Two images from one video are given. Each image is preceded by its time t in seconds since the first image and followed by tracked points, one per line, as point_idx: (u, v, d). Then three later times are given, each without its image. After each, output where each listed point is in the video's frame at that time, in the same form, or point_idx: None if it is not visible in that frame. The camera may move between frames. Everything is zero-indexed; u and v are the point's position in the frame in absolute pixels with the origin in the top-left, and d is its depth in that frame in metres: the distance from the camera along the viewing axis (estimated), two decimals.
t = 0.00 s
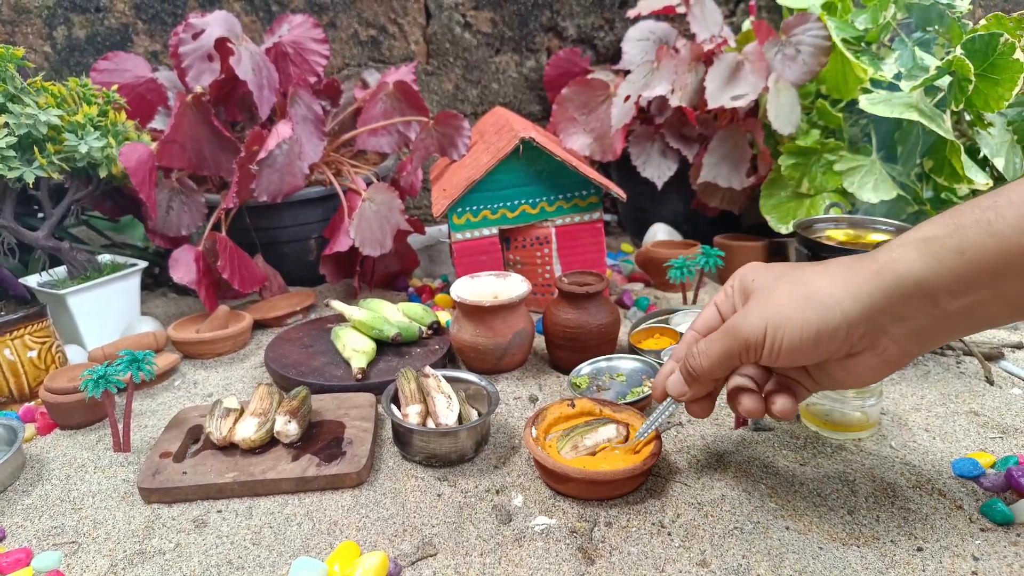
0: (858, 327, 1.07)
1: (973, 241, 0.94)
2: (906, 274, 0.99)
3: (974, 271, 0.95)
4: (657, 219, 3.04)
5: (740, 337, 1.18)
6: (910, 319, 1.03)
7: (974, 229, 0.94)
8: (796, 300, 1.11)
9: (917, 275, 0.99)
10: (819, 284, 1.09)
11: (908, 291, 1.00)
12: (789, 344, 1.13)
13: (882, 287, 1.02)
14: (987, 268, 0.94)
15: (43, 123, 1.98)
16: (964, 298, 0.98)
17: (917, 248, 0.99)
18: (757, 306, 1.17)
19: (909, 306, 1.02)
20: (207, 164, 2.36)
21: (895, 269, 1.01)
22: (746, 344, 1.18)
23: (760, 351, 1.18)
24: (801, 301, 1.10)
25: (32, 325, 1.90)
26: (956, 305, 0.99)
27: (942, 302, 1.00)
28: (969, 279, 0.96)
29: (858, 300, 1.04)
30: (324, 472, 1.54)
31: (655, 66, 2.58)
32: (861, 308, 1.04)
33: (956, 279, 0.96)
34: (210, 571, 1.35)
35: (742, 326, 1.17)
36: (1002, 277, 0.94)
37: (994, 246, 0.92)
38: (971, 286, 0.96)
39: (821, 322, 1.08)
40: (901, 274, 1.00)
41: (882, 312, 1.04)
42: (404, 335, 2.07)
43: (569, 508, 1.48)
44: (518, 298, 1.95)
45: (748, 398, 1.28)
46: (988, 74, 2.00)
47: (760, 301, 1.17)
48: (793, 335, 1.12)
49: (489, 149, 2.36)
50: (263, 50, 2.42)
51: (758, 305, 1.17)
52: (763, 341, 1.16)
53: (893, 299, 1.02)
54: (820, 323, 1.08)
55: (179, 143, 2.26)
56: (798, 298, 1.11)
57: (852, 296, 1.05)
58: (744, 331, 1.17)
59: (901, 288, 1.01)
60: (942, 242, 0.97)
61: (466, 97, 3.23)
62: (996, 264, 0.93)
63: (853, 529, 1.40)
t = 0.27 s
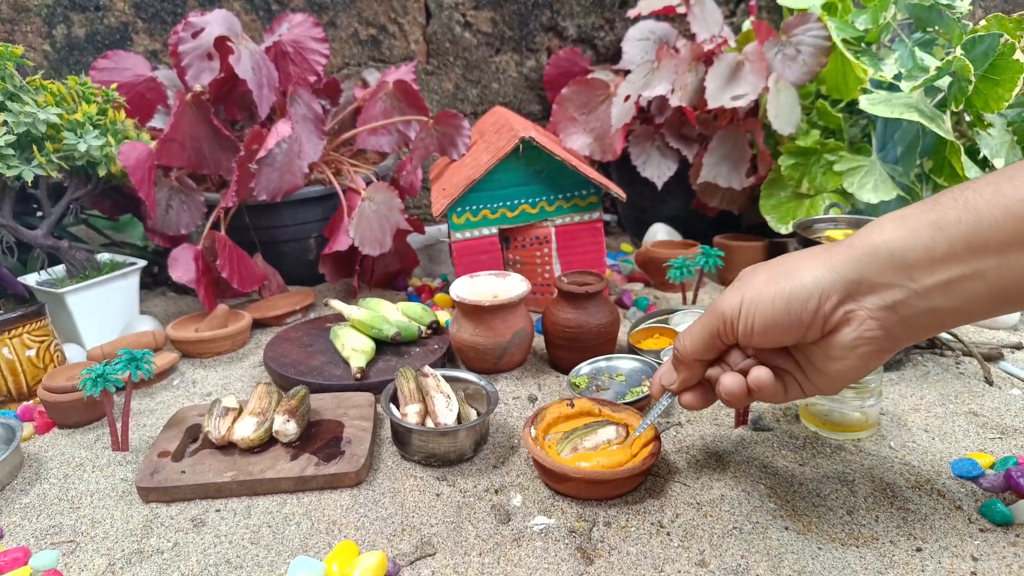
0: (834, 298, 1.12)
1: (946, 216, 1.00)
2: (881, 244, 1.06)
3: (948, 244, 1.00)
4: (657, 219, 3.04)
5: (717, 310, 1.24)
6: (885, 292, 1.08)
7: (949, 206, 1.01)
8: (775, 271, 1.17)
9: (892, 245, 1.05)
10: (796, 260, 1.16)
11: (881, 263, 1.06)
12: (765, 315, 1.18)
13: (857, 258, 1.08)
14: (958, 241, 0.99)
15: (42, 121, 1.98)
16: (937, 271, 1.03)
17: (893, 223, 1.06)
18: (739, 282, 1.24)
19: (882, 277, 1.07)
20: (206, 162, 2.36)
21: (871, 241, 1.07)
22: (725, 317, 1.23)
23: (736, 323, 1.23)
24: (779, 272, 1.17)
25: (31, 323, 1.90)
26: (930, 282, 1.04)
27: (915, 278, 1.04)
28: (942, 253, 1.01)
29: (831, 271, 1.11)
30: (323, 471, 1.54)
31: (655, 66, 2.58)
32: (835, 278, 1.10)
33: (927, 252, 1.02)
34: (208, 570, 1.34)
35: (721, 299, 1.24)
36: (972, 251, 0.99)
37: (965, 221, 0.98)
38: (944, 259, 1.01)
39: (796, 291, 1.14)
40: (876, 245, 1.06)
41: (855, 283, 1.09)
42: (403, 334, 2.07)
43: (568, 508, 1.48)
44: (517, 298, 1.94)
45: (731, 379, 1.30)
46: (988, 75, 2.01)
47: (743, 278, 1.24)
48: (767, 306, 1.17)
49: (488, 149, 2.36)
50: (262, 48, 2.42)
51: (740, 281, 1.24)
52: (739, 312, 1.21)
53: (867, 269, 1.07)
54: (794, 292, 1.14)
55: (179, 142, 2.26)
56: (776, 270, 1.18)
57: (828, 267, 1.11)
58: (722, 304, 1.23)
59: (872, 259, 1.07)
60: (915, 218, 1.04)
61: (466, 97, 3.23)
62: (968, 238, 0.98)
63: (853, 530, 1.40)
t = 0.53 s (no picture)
0: (826, 282, 1.12)
1: (946, 204, 0.98)
2: (877, 232, 1.04)
3: (945, 233, 1.00)
4: (657, 219, 3.04)
5: (703, 288, 1.24)
6: (877, 275, 1.08)
7: (949, 191, 0.98)
8: (762, 253, 1.15)
9: (888, 233, 1.03)
10: (784, 236, 1.14)
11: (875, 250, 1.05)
12: (753, 295, 1.19)
13: (851, 246, 1.06)
14: (956, 229, 0.99)
15: (43, 120, 1.98)
16: (927, 257, 1.03)
17: (890, 207, 1.03)
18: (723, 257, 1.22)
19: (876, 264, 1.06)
20: (207, 162, 2.36)
21: (866, 227, 1.05)
22: (713, 294, 1.23)
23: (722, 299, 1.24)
24: (768, 254, 1.15)
25: (31, 323, 1.90)
26: (925, 265, 1.04)
27: (910, 263, 1.05)
28: (939, 240, 1.00)
29: (821, 252, 1.09)
30: (323, 471, 1.54)
31: (656, 65, 2.57)
32: (827, 264, 1.09)
33: (923, 240, 1.01)
34: (208, 570, 1.34)
35: (706, 276, 1.23)
36: (969, 237, 0.99)
37: (965, 210, 0.97)
38: (940, 245, 1.01)
39: (787, 276, 1.14)
40: (872, 232, 1.04)
41: (848, 269, 1.08)
42: (404, 334, 2.07)
43: (569, 508, 1.48)
44: (517, 298, 1.94)
45: (713, 348, 1.40)
46: (989, 75, 2.01)
47: (727, 251, 1.22)
48: (756, 286, 1.18)
49: (489, 148, 2.36)
50: (263, 48, 2.42)
51: (724, 254, 1.22)
52: (726, 289, 1.22)
53: (861, 256, 1.06)
54: (784, 276, 1.14)
55: (179, 141, 2.26)
56: (763, 249, 1.16)
57: (820, 251, 1.09)
58: (709, 282, 1.23)
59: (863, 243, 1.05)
60: (913, 203, 1.01)
61: (466, 97, 3.22)
62: (966, 227, 0.98)
63: (853, 530, 1.39)
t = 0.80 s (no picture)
0: (833, 292, 1.13)
1: (955, 221, 0.99)
2: (886, 249, 1.05)
3: (952, 246, 1.02)
4: (657, 219, 3.04)
5: (705, 297, 1.23)
6: (883, 285, 1.10)
7: (958, 208, 0.99)
8: (767, 266, 1.15)
9: (897, 249, 1.04)
10: (789, 246, 1.13)
11: (883, 265, 1.06)
12: (759, 302, 1.20)
13: (858, 261, 1.07)
14: (963, 241, 1.01)
15: (43, 121, 1.98)
16: (930, 266, 1.06)
17: (899, 223, 1.03)
18: (725, 263, 1.21)
19: (883, 276, 1.08)
20: (206, 162, 2.36)
21: (876, 243, 1.05)
22: (716, 300, 1.23)
23: (725, 304, 1.24)
24: (773, 266, 1.14)
25: (31, 323, 1.90)
26: (929, 273, 1.07)
27: (913, 272, 1.07)
28: (946, 252, 1.03)
29: (828, 265, 1.10)
30: (323, 471, 1.54)
31: (655, 66, 2.57)
32: (835, 277, 1.11)
33: (930, 254, 1.04)
34: (208, 571, 1.34)
35: (708, 285, 1.22)
36: (975, 248, 1.01)
37: (974, 227, 0.99)
38: (947, 257, 1.03)
39: (795, 287, 1.15)
40: (882, 249, 1.05)
41: (856, 280, 1.10)
42: (403, 334, 2.07)
43: (568, 509, 1.48)
44: (517, 298, 1.94)
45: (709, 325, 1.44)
46: (988, 76, 2.01)
47: (728, 256, 1.21)
48: (762, 295, 1.19)
49: (489, 149, 2.36)
50: (263, 48, 2.42)
51: (724, 259, 1.21)
52: (730, 295, 1.22)
53: (870, 270, 1.08)
54: (792, 287, 1.15)
55: (179, 142, 2.26)
56: (766, 261, 1.15)
57: (828, 267, 1.10)
58: (711, 291, 1.22)
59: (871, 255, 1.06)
60: (923, 219, 1.01)
61: (466, 97, 3.23)
62: (973, 240, 1.00)
63: (853, 530, 1.39)
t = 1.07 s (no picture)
0: (823, 296, 1.12)
1: (937, 220, 0.99)
2: (870, 249, 1.04)
3: (937, 248, 1.01)
4: (657, 219, 3.04)
5: (702, 311, 1.23)
6: (872, 287, 1.09)
7: (940, 207, 0.98)
8: (756, 273, 1.15)
9: (881, 250, 1.03)
10: (777, 254, 1.12)
11: (869, 265, 1.05)
12: (753, 312, 1.19)
13: (846, 264, 1.06)
14: (951, 242, 0.99)
15: (43, 120, 1.98)
16: (922, 269, 1.04)
17: (881, 222, 1.03)
18: (717, 277, 1.21)
19: (871, 278, 1.07)
20: (206, 162, 2.36)
21: (858, 243, 1.05)
22: (714, 315, 1.23)
23: (722, 318, 1.23)
24: (762, 273, 1.14)
25: (31, 323, 1.90)
26: (918, 275, 1.06)
27: (903, 275, 1.06)
28: (935, 253, 1.01)
29: (817, 269, 1.09)
30: (322, 471, 1.54)
31: (655, 66, 2.57)
32: (822, 280, 1.09)
33: (915, 254, 1.02)
34: (207, 570, 1.34)
35: (703, 298, 1.22)
36: (961, 249, 1.00)
37: (958, 226, 0.98)
38: (934, 258, 1.02)
39: (786, 294, 1.14)
40: (866, 249, 1.04)
41: (843, 282, 1.09)
42: (403, 334, 2.07)
43: (568, 509, 1.48)
44: (517, 298, 1.94)
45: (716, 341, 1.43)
46: (988, 76, 2.01)
47: (719, 270, 1.21)
48: (755, 305, 1.18)
49: (489, 149, 2.36)
50: (263, 48, 2.42)
51: (716, 273, 1.21)
52: (725, 307, 1.21)
53: (856, 272, 1.06)
54: (781, 294, 1.14)
55: (179, 142, 2.26)
56: (756, 269, 1.15)
57: (814, 269, 1.09)
58: (707, 304, 1.22)
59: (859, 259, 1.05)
60: (905, 218, 1.01)
61: (466, 97, 3.23)
62: (959, 240, 0.99)
63: (852, 530, 1.39)
